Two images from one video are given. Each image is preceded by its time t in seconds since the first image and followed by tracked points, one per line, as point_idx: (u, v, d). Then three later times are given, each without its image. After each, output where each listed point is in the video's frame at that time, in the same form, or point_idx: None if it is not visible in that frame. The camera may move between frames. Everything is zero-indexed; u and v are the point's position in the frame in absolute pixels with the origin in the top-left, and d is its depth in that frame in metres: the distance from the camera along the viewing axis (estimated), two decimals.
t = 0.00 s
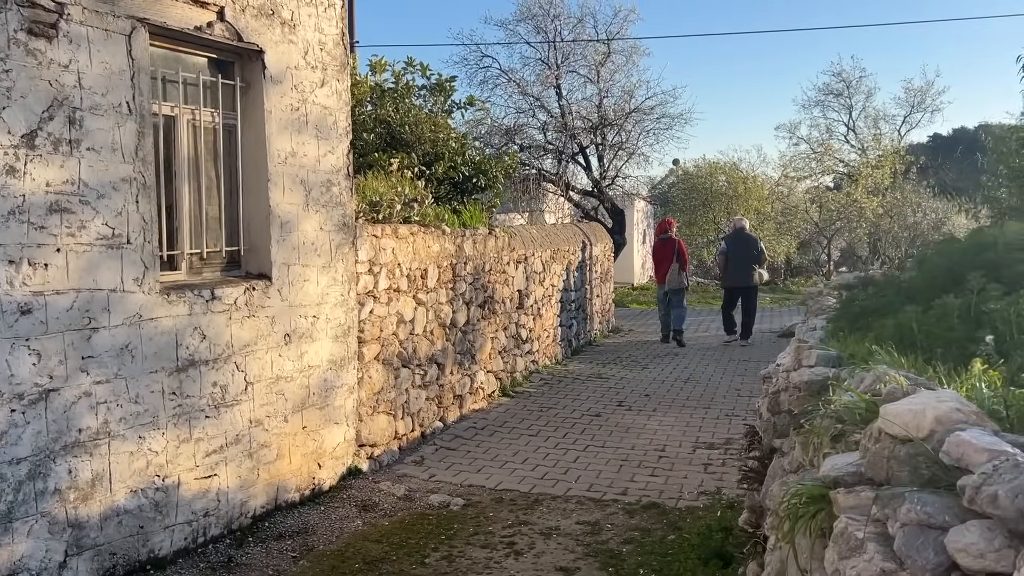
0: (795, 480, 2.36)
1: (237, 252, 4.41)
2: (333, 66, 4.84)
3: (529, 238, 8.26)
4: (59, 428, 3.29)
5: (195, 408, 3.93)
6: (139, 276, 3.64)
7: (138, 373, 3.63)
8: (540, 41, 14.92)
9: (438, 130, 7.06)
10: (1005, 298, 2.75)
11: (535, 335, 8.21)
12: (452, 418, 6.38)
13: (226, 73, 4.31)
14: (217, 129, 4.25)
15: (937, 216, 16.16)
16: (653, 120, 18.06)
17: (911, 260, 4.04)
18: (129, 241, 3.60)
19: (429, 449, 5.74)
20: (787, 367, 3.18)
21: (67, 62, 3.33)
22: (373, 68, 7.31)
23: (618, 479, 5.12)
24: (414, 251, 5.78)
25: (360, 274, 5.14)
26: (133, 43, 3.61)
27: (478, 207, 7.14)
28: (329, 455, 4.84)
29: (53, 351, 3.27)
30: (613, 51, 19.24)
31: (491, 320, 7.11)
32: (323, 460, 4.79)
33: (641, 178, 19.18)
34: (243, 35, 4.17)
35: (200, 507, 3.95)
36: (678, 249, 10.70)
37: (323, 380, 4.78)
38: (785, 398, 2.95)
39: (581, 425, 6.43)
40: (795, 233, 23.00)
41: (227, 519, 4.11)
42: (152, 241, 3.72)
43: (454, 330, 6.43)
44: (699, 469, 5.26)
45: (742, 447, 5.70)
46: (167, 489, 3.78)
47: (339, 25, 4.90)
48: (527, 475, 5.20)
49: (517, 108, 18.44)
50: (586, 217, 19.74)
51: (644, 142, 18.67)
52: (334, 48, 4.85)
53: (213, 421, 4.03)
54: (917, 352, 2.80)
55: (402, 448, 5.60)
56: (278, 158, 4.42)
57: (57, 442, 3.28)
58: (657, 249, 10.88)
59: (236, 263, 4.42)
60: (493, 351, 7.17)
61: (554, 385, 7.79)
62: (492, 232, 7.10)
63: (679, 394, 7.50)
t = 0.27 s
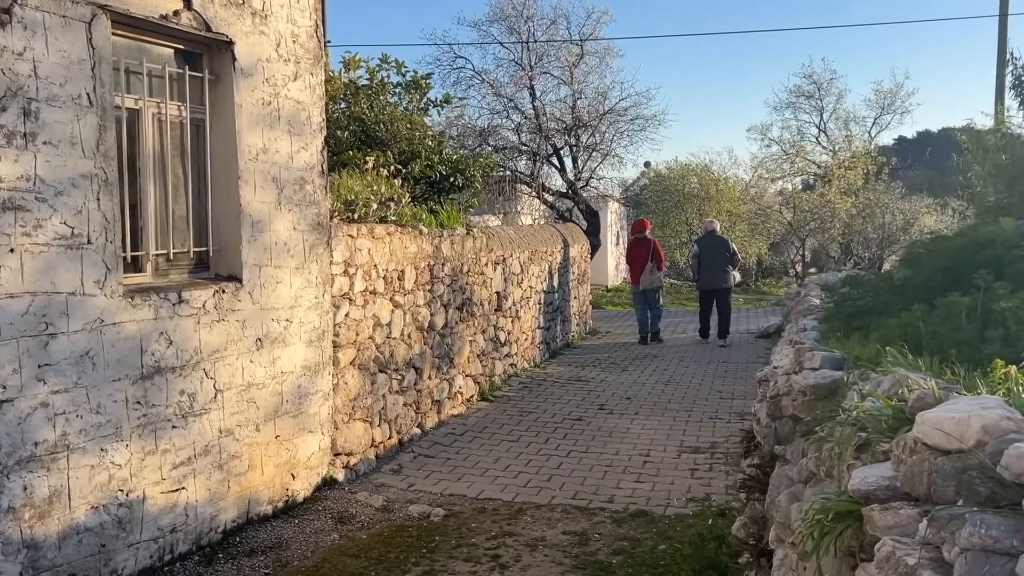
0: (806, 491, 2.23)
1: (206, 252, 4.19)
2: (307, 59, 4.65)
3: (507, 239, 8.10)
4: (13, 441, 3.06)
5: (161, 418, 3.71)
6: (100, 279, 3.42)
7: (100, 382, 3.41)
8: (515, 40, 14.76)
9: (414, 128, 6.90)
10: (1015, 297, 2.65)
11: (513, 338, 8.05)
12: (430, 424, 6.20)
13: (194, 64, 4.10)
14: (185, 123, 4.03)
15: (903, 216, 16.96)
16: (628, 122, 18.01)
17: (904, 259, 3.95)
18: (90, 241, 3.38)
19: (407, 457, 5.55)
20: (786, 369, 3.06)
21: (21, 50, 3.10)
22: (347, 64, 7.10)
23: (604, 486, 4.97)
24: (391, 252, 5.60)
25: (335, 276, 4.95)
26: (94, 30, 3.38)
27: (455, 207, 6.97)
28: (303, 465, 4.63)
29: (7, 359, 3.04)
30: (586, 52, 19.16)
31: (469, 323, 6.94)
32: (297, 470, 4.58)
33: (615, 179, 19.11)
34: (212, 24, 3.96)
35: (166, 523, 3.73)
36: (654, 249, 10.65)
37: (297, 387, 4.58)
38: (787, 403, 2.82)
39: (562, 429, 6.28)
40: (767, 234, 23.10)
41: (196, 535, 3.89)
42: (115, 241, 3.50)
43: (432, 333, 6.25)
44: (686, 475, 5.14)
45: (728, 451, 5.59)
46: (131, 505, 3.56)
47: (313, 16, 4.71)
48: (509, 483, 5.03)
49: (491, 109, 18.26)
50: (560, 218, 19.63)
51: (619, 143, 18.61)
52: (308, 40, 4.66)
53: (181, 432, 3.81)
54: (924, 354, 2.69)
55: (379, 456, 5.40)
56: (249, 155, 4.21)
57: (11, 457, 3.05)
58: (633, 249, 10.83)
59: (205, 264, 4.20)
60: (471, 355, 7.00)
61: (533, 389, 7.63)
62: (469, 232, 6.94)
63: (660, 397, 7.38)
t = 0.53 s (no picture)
0: (827, 516, 2.07)
1: (173, 259, 3.96)
2: (280, 55, 4.44)
3: (486, 243, 7.92)
4: None
5: (126, 436, 3.48)
6: (59, 288, 3.19)
7: (58, 399, 3.17)
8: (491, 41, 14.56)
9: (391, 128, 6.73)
10: None
11: (492, 344, 7.87)
12: (409, 434, 6.00)
13: (160, 60, 3.87)
14: (150, 122, 3.81)
15: (876, 218, 17.07)
16: (604, 124, 17.92)
17: (900, 263, 3.84)
18: (47, 247, 3.14)
19: (385, 470, 5.35)
20: (789, 380, 2.92)
21: None
22: (321, 63, 6.89)
23: (591, 499, 4.81)
24: (368, 257, 5.39)
25: (310, 282, 4.74)
26: (50, 21, 3.15)
27: (433, 211, 6.79)
28: (278, 481, 4.41)
29: None
30: (561, 54, 19.04)
31: (447, 330, 6.75)
32: (271, 487, 4.36)
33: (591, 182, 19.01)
34: (179, 17, 3.75)
35: (131, 547, 3.49)
36: (634, 253, 10.57)
37: (271, 400, 4.36)
38: (793, 416, 2.68)
39: (545, 439, 6.11)
40: (742, 237, 23.14)
41: (164, 559, 3.66)
42: (74, 247, 3.27)
43: (410, 340, 6.05)
44: (675, 486, 4.99)
45: (715, 460, 5.46)
46: (94, 529, 3.32)
47: (286, 11, 4.50)
48: (493, 496, 4.85)
49: (466, 111, 18.05)
50: (535, 221, 19.48)
51: (594, 146, 18.50)
52: (281, 36, 4.45)
53: (147, 450, 3.58)
54: (937, 366, 2.56)
55: (357, 470, 5.20)
56: (219, 155, 3.99)
57: None
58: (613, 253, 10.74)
59: (172, 271, 3.97)
60: (450, 363, 6.81)
61: (513, 396, 7.45)
62: (448, 236, 6.75)
63: (643, 403, 7.24)
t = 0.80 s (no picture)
0: (851, 532, 1.94)
1: (142, 260, 3.75)
2: (255, 47, 4.24)
3: (465, 244, 7.75)
4: None
5: (92, 449, 3.26)
6: (18, 291, 2.97)
7: (17, 411, 2.95)
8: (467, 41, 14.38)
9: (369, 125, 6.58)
10: None
11: (472, 348, 7.70)
12: (389, 442, 5.81)
13: (127, 50, 3.66)
14: (117, 115, 3.59)
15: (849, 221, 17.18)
16: (580, 126, 17.83)
17: (898, 263, 3.75)
18: (5, 248, 2.92)
19: (365, 480, 5.16)
20: (795, 386, 2.79)
21: None
22: (297, 59, 6.69)
23: (579, 507, 4.66)
24: (347, 259, 5.20)
25: (287, 285, 4.54)
26: (7, 5, 2.93)
27: (412, 211, 6.61)
28: (253, 494, 4.21)
29: None
30: (536, 55, 18.92)
31: (427, 333, 6.57)
32: (246, 500, 4.15)
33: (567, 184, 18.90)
34: (148, 5, 3.54)
35: (97, 568, 3.27)
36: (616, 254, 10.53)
37: (246, 408, 4.16)
38: (803, 424, 2.55)
39: (529, 445, 5.96)
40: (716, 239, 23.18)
41: None
42: (34, 248, 3.05)
43: (390, 345, 5.87)
44: (664, 493, 4.86)
45: (704, 465, 5.34)
46: (57, 550, 3.10)
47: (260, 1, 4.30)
48: (478, 507, 4.68)
49: (441, 112, 17.85)
50: (511, 224, 19.33)
51: (571, 147, 18.40)
52: (255, 27, 4.25)
53: (114, 464, 3.37)
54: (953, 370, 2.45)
55: (335, 480, 5.00)
56: (190, 152, 3.79)
57: None
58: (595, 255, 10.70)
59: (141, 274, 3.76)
60: (430, 367, 6.63)
61: (495, 401, 7.29)
62: (427, 238, 6.58)
63: (626, 407, 7.11)
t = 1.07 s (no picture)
0: (898, 542, 1.79)
1: (112, 253, 3.51)
2: (233, 29, 4.01)
3: (448, 241, 7.56)
4: None
5: (58, 456, 3.02)
6: None
7: None
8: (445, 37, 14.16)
9: (348, 117, 6.40)
10: None
11: (455, 348, 7.51)
12: (371, 445, 5.60)
13: (98, 28, 3.42)
14: (86, 98, 3.35)
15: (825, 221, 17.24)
16: (558, 124, 17.69)
17: (906, 257, 3.63)
18: None
19: (348, 485, 4.94)
20: (814, 384, 2.65)
21: None
22: (275, 48, 6.46)
23: (573, 512, 4.49)
24: (329, 255, 4.99)
25: (267, 281, 4.32)
26: None
27: (394, 207, 6.41)
28: (231, 501, 3.98)
29: None
30: (513, 53, 18.72)
31: (410, 333, 6.37)
32: (224, 507, 3.93)
33: (544, 183, 18.76)
34: None
35: None
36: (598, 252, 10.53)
37: (224, 411, 3.94)
38: (828, 424, 2.41)
39: (517, 447, 5.78)
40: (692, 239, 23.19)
41: None
42: None
43: (372, 345, 5.66)
44: (659, 496, 4.71)
45: (698, 467, 5.20)
46: (20, 565, 2.87)
47: None
48: (468, 512, 4.49)
49: (417, 109, 17.60)
50: (489, 223, 19.13)
51: (549, 146, 18.25)
52: (234, 8, 4.02)
53: (83, 471, 3.13)
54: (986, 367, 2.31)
55: (317, 485, 4.78)
56: (165, 138, 3.56)
57: None
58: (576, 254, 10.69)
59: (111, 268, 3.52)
60: (413, 368, 6.43)
61: (479, 402, 7.10)
62: (409, 234, 6.38)
63: (614, 408, 6.96)
